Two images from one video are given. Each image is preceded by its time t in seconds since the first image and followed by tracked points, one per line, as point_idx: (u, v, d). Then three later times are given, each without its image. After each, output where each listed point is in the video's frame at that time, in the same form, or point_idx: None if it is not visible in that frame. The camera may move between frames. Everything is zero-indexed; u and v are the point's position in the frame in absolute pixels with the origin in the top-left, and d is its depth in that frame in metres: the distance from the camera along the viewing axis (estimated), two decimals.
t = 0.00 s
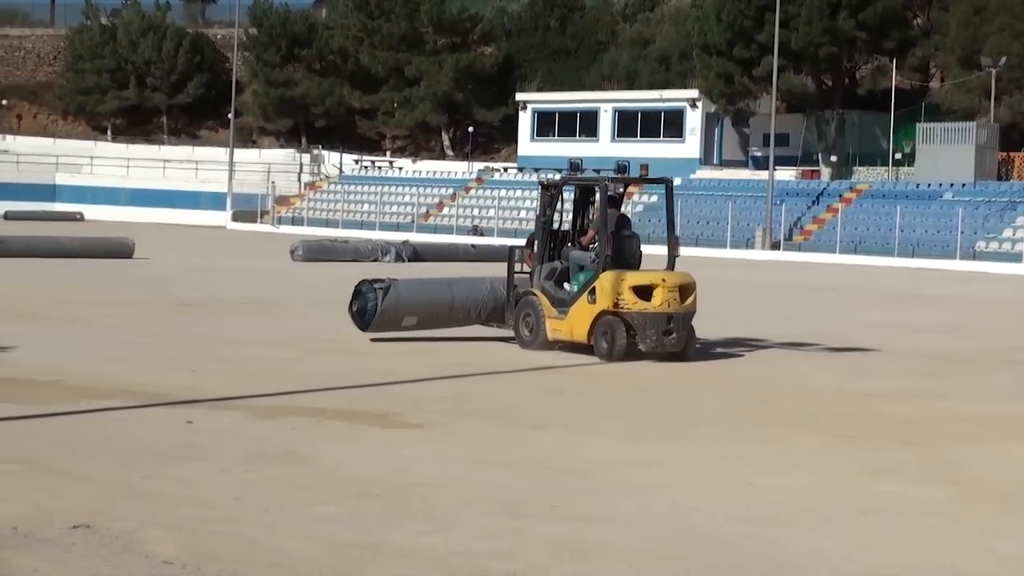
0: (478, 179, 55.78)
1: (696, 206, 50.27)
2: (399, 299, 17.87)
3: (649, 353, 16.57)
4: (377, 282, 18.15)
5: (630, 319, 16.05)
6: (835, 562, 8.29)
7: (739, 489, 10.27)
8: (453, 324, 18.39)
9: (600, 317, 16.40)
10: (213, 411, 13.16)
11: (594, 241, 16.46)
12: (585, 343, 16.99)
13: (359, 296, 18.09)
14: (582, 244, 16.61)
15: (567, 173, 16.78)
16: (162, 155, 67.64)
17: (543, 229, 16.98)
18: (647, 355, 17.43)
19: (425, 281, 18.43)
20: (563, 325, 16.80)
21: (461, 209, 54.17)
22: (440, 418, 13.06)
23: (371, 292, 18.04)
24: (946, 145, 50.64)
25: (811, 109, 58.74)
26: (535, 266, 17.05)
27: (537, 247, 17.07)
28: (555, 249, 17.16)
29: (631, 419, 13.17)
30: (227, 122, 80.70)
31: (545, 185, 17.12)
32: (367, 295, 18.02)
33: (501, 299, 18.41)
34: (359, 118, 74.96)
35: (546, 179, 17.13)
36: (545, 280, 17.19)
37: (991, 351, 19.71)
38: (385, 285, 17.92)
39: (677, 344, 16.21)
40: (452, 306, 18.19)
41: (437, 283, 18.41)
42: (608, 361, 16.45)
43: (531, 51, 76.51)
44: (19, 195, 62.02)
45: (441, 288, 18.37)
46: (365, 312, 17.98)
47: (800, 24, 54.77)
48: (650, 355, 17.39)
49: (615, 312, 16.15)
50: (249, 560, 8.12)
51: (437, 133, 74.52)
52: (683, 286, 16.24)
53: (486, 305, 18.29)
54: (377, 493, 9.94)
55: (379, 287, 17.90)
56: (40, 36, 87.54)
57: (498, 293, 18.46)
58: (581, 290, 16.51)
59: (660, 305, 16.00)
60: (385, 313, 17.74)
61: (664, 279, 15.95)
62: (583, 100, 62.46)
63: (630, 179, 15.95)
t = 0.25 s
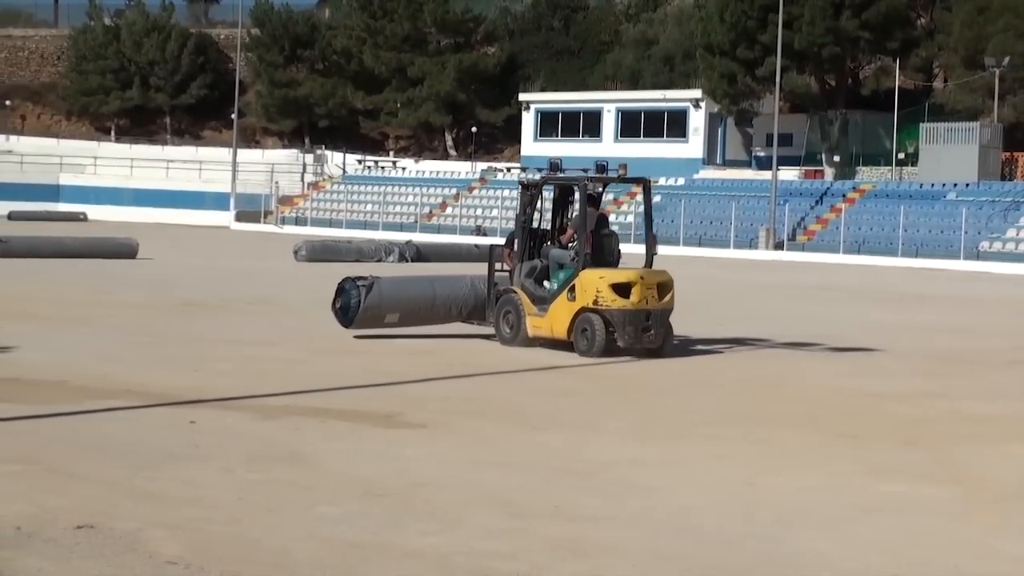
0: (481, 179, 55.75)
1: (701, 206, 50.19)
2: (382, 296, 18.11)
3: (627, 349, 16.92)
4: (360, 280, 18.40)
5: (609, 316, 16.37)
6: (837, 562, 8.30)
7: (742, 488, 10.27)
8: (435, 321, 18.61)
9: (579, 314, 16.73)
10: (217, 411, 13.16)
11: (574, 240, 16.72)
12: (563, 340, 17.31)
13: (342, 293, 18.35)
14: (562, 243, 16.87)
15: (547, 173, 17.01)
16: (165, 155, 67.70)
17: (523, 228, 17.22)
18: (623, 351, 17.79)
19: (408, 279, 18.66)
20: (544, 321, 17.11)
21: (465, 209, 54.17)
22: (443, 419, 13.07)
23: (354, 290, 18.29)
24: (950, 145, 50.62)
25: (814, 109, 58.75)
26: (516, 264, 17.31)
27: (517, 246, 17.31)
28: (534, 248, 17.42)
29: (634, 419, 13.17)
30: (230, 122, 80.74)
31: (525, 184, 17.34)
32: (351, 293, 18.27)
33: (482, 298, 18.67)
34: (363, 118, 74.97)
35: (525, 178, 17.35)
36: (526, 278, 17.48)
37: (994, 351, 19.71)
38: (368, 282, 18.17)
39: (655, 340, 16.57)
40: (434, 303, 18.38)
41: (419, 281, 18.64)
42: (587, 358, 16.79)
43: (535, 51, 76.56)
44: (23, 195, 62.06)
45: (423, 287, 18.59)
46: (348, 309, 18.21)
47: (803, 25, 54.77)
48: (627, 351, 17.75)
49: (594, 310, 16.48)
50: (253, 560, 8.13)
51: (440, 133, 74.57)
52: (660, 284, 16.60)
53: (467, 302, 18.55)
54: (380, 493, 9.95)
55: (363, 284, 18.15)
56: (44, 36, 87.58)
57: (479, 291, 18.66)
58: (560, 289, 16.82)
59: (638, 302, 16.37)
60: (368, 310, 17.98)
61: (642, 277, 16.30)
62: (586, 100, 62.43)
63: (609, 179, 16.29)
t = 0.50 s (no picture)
0: (490, 179, 55.69)
1: (711, 206, 50.08)
2: (371, 293, 18.32)
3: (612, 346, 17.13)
4: (349, 276, 18.59)
5: (593, 313, 16.55)
6: (846, 562, 8.30)
7: (752, 489, 10.27)
8: (421, 317, 18.83)
9: (565, 312, 16.92)
10: (227, 411, 13.19)
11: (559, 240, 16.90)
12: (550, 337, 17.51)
13: (331, 289, 18.54)
14: (548, 241, 17.05)
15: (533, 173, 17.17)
16: (175, 156, 67.79)
17: (509, 227, 17.39)
18: (610, 347, 17.97)
19: (395, 276, 18.88)
20: (530, 319, 17.31)
21: (475, 209, 54.14)
22: (453, 419, 13.08)
23: (343, 286, 18.49)
24: (960, 145, 50.50)
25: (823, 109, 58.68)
26: (501, 262, 17.50)
27: (503, 244, 17.49)
28: (521, 246, 17.60)
29: (643, 419, 13.17)
30: (240, 122, 80.77)
31: (511, 183, 17.50)
32: (340, 289, 18.47)
33: (469, 294, 18.89)
34: (372, 119, 74.98)
35: (512, 178, 17.52)
36: (512, 276, 17.68)
37: (1004, 351, 19.66)
38: (357, 278, 18.37)
39: (639, 337, 16.75)
40: (421, 299, 18.61)
41: (407, 278, 18.87)
42: (573, 355, 16.97)
43: (544, 51, 76.59)
44: (33, 196, 62.15)
45: (412, 283, 18.80)
46: (337, 305, 18.41)
47: (812, 24, 54.70)
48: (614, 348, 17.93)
49: (579, 307, 16.66)
50: (263, 559, 8.16)
51: (450, 134, 74.62)
52: (645, 282, 16.76)
53: (454, 299, 18.77)
54: (390, 494, 9.96)
55: (351, 281, 18.35)
56: (54, 37, 87.71)
57: (466, 287, 18.91)
58: (546, 286, 17.02)
59: (622, 300, 16.53)
60: (357, 306, 18.18)
61: (626, 275, 16.47)
62: (595, 101, 62.40)
63: (594, 180, 16.46)
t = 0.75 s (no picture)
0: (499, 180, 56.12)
1: (722, 207, 49.99)
2: (360, 292, 18.58)
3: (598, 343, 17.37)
4: (340, 276, 18.86)
5: (580, 312, 16.78)
6: (859, 562, 8.28)
7: (763, 489, 10.27)
8: (411, 316, 19.05)
9: (553, 310, 17.12)
10: (239, 411, 13.21)
11: (547, 239, 17.06)
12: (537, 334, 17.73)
13: (322, 289, 18.79)
14: (536, 240, 17.22)
15: (519, 174, 17.28)
16: (186, 157, 67.91)
17: (497, 226, 17.56)
18: (597, 344, 18.19)
19: (385, 274, 19.12)
20: (517, 317, 17.53)
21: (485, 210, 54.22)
22: (465, 419, 13.09)
23: (334, 285, 18.75)
24: (973, 145, 50.34)
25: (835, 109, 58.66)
26: (490, 262, 17.69)
27: (492, 243, 17.66)
28: (509, 245, 17.77)
29: (655, 419, 13.18)
30: (251, 123, 80.83)
31: (498, 183, 17.62)
32: (331, 288, 18.72)
33: (459, 293, 19.07)
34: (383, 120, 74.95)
35: (499, 178, 17.63)
36: (500, 274, 17.85)
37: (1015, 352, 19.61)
38: (348, 278, 18.62)
39: (625, 334, 16.99)
40: (411, 298, 18.83)
41: (397, 277, 19.08)
42: (561, 352, 17.20)
43: (556, 52, 76.59)
44: (46, 197, 62.31)
45: (402, 283, 19.01)
46: (328, 304, 18.69)
47: (824, 24, 54.61)
48: (600, 344, 18.16)
49: (567, 306, 16.88)
50: (275, 559, 8.17)
51: (461, 134, 74.66)
52: (631, 280, 16.98)
53: (444, 298, 18.96)
54: (401, 493, 9.97)
55: (342, 280, 18.62)
56: (66, 38, 87.91)
57: (456, 286, 19.14)
58: (534, 285, 17.21)
59: (609, 298, 16.76)
60: (348, 305, 18.44)
61: (613, 274, 16.68)
62: (606, 101, 62.35)
63: (581, 180, 16.59)
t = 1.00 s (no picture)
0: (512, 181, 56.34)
1: (737, 207, 49.87)
2: (354, 291, 18.94)
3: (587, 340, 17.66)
4: (333, 275, 19.20)
5: (570, 309, 17.07)
6: (873, 564, 8.25)
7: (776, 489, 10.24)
8: (402, 313, 19.48)
9: (542, 307, 17.38)
10: (252, 411, 13.22)
11: (537, 238, 17.28)
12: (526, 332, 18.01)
13: (316, 287, 19.17)
14: (526, 239, 17.44)
15: (509, 174, 17.47)
16: (200, 158, 68.05)
17: (487, 226, 17.76)
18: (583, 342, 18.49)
19: (377, 273, 19.50)
20: (507, 315, 17.78)
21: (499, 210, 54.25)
22: (478, 419, 13.09)
23: (327, 284, 19.11)
24: (989, 145, 50.16)
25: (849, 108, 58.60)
26: (480, 261, 17.91)
27: (482, 243, 17.87)
28: (499, 244, 17.98)
29: (667, 420, 13.15)
30: (266, 124, 80.94)
31: (488, 183, 17.81)
32: (324, 287, 19.09)
33: (447, 291, 19.55)
34: (397, 120, 74.97)
35: (490, 178, 17.82)
36: (490, 272, 18.10)
37: None
38: (341, 277, 18.99)
39: (613, 332, 17.30)
40: (403, 297, 19.24)
41: (389, 276, 19.47)
42: (550, 349, 17.46)
43: (569, 52, 76.54)
44: (61, 197, 62.51)
45: (393, 281, 19.41)
46: (322, 302, 19.04)
47: (838, 24, 54.50)
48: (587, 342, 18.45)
49: (556, 304, 17.15)
50: (287, 559, 8.17)
51: (475, 134, 74.63)
52: (619, 278, 17.28)
53: (434, 296, 19.41)
54: (414, 493, 9.97)
55: (335, 279, 18.97)
56: (81, 39, 88.12)
57: (446, 284, 19.56)
58: (523, 283, 17.46)
59: (598, 296, 17.06)
60: (342, 303, 18.81)
61: (602, 272, 16.98)
62: (620, 101, 62.30)
63: (571, 182, 16.81)
